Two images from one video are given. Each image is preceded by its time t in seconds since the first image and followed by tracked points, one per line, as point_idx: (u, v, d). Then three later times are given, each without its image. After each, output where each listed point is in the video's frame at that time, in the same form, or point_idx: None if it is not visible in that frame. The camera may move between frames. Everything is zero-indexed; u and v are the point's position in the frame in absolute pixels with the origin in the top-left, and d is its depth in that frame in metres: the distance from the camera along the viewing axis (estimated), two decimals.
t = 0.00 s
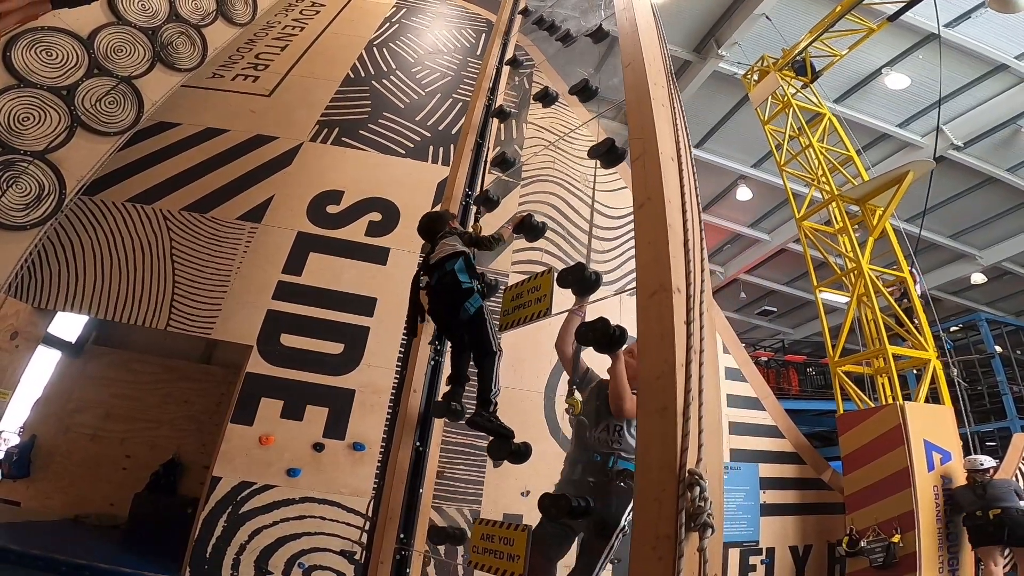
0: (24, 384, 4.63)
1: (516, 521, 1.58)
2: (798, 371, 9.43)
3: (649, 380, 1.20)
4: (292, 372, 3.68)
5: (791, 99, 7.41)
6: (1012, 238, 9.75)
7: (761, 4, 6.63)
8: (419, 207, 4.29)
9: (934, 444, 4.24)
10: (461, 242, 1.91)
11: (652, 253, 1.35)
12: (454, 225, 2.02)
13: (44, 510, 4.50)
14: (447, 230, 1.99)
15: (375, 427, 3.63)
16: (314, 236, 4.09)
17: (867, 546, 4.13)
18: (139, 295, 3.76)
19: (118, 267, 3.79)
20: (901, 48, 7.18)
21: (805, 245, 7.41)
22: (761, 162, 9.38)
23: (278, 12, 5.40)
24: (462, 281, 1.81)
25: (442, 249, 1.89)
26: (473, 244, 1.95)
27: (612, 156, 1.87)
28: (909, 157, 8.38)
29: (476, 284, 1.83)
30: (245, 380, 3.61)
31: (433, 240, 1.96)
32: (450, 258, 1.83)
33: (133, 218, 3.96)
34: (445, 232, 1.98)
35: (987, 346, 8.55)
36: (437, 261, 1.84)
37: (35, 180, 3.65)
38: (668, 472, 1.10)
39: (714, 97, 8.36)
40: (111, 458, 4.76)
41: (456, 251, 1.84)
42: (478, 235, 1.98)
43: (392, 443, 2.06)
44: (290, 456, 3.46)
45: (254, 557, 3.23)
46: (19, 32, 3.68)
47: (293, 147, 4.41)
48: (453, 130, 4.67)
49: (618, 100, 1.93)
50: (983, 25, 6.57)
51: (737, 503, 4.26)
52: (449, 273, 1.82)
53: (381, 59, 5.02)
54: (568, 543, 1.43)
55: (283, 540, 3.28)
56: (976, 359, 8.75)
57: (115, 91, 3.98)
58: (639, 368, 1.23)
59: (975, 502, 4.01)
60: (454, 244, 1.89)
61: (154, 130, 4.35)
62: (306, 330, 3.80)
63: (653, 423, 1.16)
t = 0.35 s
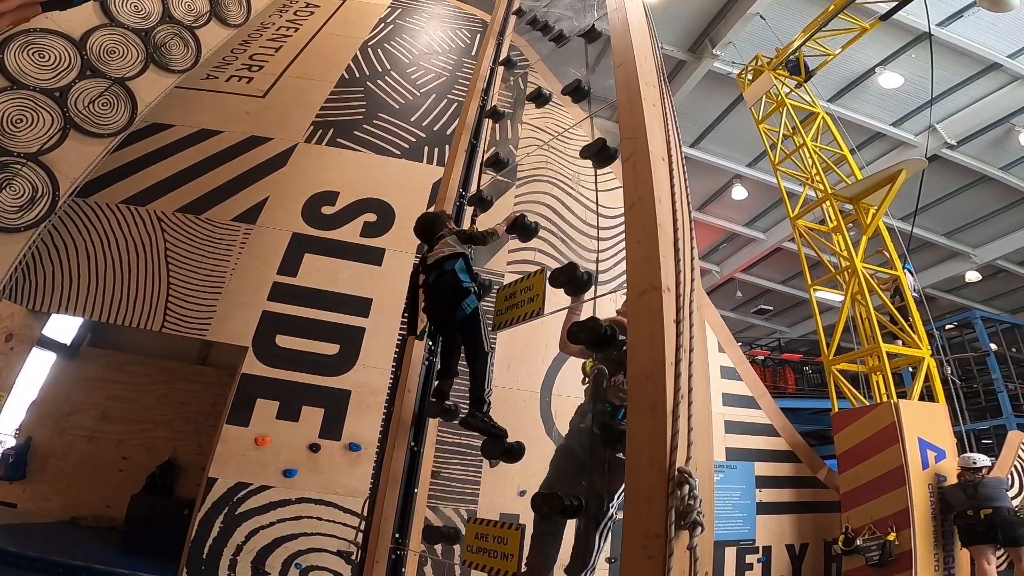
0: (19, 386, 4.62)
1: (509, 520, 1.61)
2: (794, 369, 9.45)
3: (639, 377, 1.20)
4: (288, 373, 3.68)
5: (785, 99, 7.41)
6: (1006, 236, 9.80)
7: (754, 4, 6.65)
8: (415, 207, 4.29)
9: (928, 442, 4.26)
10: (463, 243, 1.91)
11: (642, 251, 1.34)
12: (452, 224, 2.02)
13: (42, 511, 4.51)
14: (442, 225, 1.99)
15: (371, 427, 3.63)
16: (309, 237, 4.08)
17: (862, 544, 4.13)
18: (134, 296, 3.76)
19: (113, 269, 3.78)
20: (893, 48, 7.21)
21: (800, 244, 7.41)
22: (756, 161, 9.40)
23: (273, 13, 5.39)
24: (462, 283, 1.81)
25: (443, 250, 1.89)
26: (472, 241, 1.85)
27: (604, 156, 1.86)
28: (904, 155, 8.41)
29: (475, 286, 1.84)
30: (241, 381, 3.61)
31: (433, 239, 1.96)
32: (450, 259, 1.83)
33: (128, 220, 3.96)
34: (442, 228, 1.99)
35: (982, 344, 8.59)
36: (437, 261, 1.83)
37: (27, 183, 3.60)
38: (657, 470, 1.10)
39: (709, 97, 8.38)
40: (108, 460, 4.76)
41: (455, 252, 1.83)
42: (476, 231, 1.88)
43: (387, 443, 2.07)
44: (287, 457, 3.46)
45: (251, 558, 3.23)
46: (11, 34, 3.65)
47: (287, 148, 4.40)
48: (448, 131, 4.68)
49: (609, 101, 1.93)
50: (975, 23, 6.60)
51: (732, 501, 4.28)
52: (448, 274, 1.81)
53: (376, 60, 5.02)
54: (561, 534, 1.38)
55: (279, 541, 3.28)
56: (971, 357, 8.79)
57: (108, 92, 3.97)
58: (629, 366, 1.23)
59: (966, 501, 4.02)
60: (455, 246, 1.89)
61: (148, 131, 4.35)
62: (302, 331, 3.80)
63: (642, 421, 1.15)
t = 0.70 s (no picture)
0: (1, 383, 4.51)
1: (511, 522, 1.56)
2: (782, 370, 9.50)
3: (651, 381, 1.19)
4: (280, 372, 3.63)
5: (780, 101, 7.47)
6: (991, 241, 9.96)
7: (751, 6, 6.66)
8: (409, 205, 4.25)
9: (918, 443, 4.30)
10: (474, 239, 1.94)
11: (652, 254, 1.33)
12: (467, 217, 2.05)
13: (24, 510, 4.41)
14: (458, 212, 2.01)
15: (364, 427, 3.58)
16: (302, 233, 4.03)
17: (853, 545, 4.15)
18: (121, 292, 3.69)
19: (99, 263, 3.71)
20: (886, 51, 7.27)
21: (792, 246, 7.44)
22: (747, 163, 9.45)
23: (267, 6, 5.31)
24: (466, 282, 1.86)
25: (453, 247, 1.93)
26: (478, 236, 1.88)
27: (610, 155, 1.86)
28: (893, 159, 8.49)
29: (480, 286, 1.87)
30: (230, 380, 3.55)
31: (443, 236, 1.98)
32: (461, 258, 1.90)
33: (116, 214, 3.88)
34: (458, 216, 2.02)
35: (967, 346, 8.70)
36: (449, 259, 1.91)
37: (13, 174, 3.50)
38: (671, 474, 1.09)
39: (703, 98, 8.40)
40: (92, 459, 4.66)
41: (467, 252, 1.89)
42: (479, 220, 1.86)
43: (384, 444, 2.04)
44: (277, 456, 3.41)
45: (240, 559, 3.18)
46: None
47: (280, 143, 4.34)
48: (443, 128, 4.63)
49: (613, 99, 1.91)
50: (968, 28, 6.66)
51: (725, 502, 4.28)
52: (457, 272, 1.88)
53: (372, 55, 4.97)
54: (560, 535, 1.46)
55: (270, 541, 3.23)
56: (956, 359, 8.90)
57: (98, 84, 3.85)
58: (642, 369, 1.22)
59: (951, 503, 4.05)
60: (466, 243, 1.92)
61: (137, 125, 4.26)
62: (294, 329, 3.75)
63: (655, 424, 1.15)
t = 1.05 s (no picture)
0: None
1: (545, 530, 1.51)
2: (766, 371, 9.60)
3: (711, 388, 1.20)
4: (275, 370, 3.52)
5: (777, 103, 7.65)
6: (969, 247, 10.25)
7: (749, 8, 6.69)
8: (409, 200, 4.17)
9: (911, 445, 4.35)
10: (504, 241, 1.95)
11: (702, 254, 1.32)
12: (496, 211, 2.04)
13: None
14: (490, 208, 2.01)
15: (362, 427, 3.50)
16: (298, 228, 3.92)
17: (848, 545, 4.18)
18: (107, 286, 3.54)
19: (85, 256, 3.56)
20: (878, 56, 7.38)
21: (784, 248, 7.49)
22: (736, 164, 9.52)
23: None
24: (496, 280, 1.88)
25: (483, 246, 1.95)
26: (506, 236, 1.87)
27: (642, 154, 1.81)
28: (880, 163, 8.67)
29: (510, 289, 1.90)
30: (223, 378, 3.43)
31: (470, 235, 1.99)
32: (494, 258, 1.92)
33: (102, 205, 3.72)
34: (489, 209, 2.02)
35: (944, 349, 8.92)
36: (480, 258, 1.92)
37: None
38: (739, 481, 1.09)
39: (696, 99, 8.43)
40: (70, 459, 4.47)
41: (500, 254, 1.91)
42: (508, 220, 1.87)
43: (400, 448, 1.96)
44: (272, 458, 3.30)
45: (234, 564, 3.07)
46: None
47: (276, 135, 4.23)
48: (443, 124, 4.56)
49: (643, 94, 1.87)
50: (962, 35, 6.81)
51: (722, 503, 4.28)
52: (489, 272, 1.90)
53: (370, 48, 4.87)
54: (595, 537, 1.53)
55: (265, 546, 3.13)
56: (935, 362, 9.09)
57: (87, 72, 3.50)
58: (700, 375, 1.22)
59: (943, 504, 4.12)
60: (496, 244, 1.95)
61: (125, 113, 4.11)
62: (289, 327, 3.64)
63: (717, 430, 1.15)
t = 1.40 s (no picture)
0: None
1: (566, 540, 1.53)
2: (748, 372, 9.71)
3: (754, 397, 1.21)
4: (266, 371, 3.43)
5: (768, 108, 7.41)
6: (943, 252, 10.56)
7: (742, 12, 6.76)
8: (404, 198, 4.11)
9: (897, 447, 4.45)
10: (526, 240, 2.15)
11: (742, 267, 1.33)
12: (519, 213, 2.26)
13: None
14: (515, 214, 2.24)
15: (356, 430, 3.43)
16: (290, 225, 3.83)
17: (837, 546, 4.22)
18: (89, 283, 3.41)
19: (65, 252, 3.42)
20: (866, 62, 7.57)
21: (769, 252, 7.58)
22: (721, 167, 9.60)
23: None
24: (519, 274, 2.07)
25: (507, 245, 2.15)
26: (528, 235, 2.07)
27: (663, 160, 1.81)
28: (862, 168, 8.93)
29: (532, 285, 2.04)
30: (212, 380, 3.33)
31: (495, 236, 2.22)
32: (516, 257, 2.11)
33: (83, 198, 3.57)
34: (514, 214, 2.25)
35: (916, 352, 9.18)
36: (505, 256, 2.13)
37: None
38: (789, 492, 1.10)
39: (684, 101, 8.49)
40: (44, 460, 4.28)
41: (523, 253, 2.11)
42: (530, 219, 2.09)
43: (410, 455, 1.91)
44: (263, 462, 3.22)
45: (224, 572, 2.99)
46: None
47: (267, 129, 4.13)
48: (439, 122, 4.50)
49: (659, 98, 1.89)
50: (947, 42, 7.07)
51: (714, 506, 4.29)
52: (512, 269, 2.09)
53: (364, 42, 4.78)
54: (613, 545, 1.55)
55: (256, 553, 3.05)
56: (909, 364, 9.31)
57: (72, 61, 3.37)
58: (743, 383, 1.24)
59: (928, 506, 4.22)
60: (519, 243, 2.14)
61: (109, 104, 3.97)
62: (280, 327, 3.55)
63: (764, 441, 1.16)
